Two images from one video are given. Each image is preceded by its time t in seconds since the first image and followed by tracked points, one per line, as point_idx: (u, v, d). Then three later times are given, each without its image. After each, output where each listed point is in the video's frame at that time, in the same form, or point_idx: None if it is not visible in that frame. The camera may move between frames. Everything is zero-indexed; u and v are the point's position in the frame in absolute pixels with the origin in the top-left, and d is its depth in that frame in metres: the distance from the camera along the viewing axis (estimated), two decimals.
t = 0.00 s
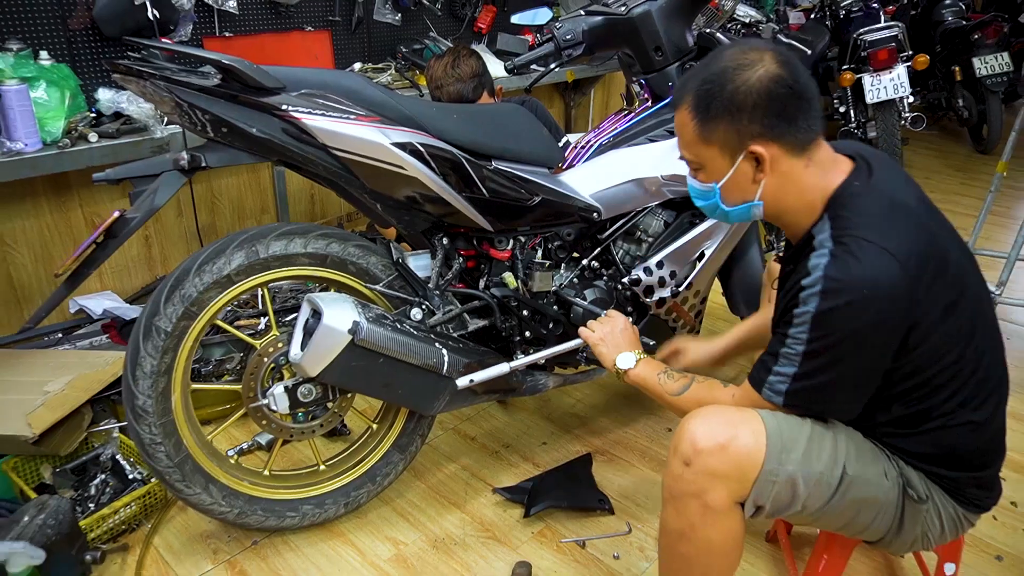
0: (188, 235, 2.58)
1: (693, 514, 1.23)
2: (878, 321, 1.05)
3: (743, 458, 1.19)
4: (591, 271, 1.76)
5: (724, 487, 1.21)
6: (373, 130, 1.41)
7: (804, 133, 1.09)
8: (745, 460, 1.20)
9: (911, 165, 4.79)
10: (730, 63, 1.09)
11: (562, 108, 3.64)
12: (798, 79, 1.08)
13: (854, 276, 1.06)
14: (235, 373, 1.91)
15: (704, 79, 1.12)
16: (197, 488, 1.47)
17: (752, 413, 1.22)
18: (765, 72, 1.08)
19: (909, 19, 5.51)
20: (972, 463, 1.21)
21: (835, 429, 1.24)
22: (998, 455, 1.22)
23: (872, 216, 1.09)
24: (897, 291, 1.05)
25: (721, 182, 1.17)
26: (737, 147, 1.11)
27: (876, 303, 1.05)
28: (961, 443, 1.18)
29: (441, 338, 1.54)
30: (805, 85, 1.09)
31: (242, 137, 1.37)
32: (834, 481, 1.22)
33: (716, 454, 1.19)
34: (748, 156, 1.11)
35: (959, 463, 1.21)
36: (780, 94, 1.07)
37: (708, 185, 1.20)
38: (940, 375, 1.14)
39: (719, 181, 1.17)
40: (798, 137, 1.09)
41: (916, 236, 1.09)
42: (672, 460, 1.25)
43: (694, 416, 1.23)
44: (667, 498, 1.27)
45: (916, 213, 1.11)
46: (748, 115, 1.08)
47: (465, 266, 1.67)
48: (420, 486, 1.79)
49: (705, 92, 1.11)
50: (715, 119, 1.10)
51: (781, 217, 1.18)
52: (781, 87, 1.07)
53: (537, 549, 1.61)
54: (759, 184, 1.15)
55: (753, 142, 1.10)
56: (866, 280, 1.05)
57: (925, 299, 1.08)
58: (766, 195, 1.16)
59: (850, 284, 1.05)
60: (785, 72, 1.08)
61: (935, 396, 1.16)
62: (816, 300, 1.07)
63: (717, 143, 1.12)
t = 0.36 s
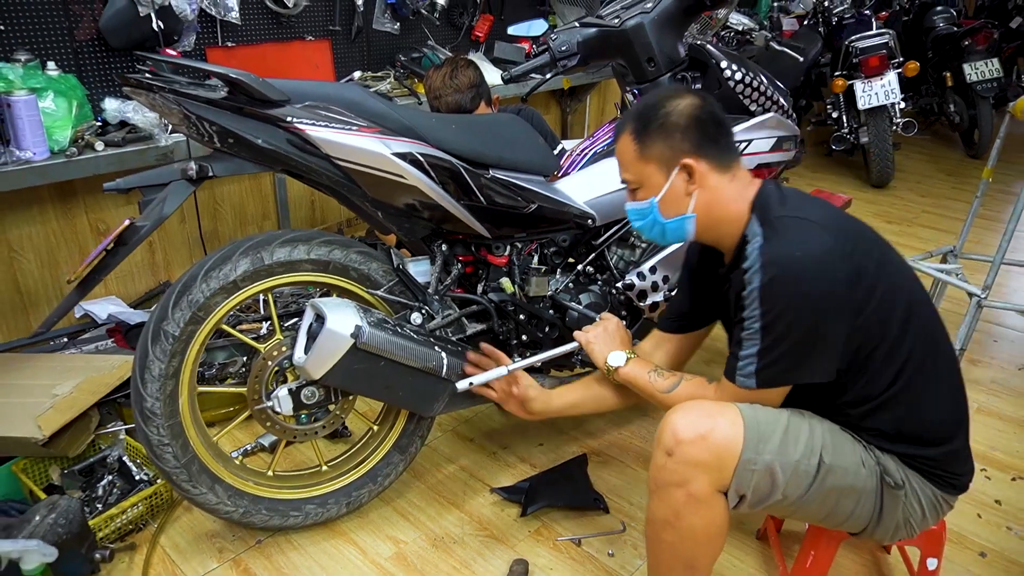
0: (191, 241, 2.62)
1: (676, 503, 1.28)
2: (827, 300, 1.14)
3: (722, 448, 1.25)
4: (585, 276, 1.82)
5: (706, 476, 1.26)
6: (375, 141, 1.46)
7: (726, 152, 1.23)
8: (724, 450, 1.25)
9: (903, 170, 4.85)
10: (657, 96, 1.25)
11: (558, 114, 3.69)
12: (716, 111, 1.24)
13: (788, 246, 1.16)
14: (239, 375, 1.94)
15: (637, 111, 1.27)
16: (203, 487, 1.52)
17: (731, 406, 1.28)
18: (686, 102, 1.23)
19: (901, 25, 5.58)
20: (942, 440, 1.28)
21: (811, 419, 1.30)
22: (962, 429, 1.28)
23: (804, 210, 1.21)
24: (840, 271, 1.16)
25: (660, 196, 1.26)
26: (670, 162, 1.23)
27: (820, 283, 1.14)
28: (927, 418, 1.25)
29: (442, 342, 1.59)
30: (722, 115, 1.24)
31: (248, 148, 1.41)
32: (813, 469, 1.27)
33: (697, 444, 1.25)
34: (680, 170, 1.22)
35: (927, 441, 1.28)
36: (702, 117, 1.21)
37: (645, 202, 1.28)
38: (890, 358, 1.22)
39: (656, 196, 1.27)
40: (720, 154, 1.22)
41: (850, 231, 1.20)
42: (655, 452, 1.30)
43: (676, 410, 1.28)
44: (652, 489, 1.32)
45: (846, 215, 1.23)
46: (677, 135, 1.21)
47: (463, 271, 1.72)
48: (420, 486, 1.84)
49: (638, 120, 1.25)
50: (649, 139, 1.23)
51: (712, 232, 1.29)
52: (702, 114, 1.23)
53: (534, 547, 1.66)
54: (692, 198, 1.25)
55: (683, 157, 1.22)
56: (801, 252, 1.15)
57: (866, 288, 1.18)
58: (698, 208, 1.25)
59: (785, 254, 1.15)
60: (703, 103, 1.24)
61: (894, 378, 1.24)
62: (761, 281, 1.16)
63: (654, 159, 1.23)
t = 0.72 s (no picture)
0: (189, 260, 2.61)
1: (668, 525, 1.27)
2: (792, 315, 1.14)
3: (713, 468, 1.23)
4: (585, 296, 1.82)
5: (698, 496, 1.25)
6: (373, 161, 1.46)
7: (679, 193, 1.23)
8: (715, 470, 1.24)
9: (900, 186, 4.87)
10: (605, 142, 1.27)
11: (556, 131, 3.70)
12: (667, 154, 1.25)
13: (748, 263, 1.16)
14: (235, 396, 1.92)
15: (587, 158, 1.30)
16: (199, 511, 1.49)
17: (722, 426, 1.26)
18: (633, 147, 1.25)
19: (896, 42, 5.61)
20: (924, 449, 1.27)
21: (801, 437, 1.29)
22: (942, 439, 1.27)
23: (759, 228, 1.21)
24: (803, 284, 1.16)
25: (613, 241, 1.29)
26: (618, 209, 1.25)
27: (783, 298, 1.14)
28: (908, 428, 1.25)
29: (439, 363, 1.58)
30: (671, 155, 1.25)
31: (245, 169, 1.40)
32: (806, 487, 1.26)
33: (688, 465, 1.24)
34: (628, 215, 1.24)
35: (908, 451, 1.27)
36: (647, 161, 1.22)
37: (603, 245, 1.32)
38: (859, 371, 1.23)
39: (611, 241, 1.30)
40: (669, 194, 1.23)
41: (805, 246, 1.21)
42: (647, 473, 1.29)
43: (666, 431, 1.27)
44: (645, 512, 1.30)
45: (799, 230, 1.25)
46: (623, 181, 1.23)
47: (461, 291, 1.72)
48: (418, 508, 1.82)
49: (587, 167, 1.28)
50: (597, 188, 1.26)
51: (675, 269, 1.28)
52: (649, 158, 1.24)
53: (534, 571, 1.64)
54: (645, 239, 1.26)
55: (630, 203, 1.23)
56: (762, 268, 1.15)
57: (829, 303, 1.19)
58: (652, 248, 1.26)
59: (745, 270, 1.15)
60: (651, 147, 1.25)
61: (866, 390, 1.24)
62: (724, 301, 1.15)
63: (603, 207, 1.26)
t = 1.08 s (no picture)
0: (188, 277, 2.61)
1: (666, 534, 1.28)
2: (831, 349, 1.13)
3: (712, 480, 1.25)
4: (586, 314, 1.81)
5: (696, 508, 1.26)
6: (374, 180, 1.46)
7: (740, 186, 1.19)
8: (713, 482, 1.25)
9: (896, 203, 4.89)
10: (667, 127, 1.23)
11: (554, 149, 3.72)
12: (732, 142, 1.19)
13: (797, 290, 1.13)
14: (233, 415, 1.91)
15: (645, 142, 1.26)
16: (195, 533, 1.48)
17: (726, 441, 1.28)
18: (697, 135, 1.20)
19: (890, 61, 5.66)
20: (945, 485, 1.25)
21: (812, 459, 1.29)
22: (972, 477, 1.26)
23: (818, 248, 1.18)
24: (851, 318, 1.14)
25: (663, 229, 1.26)
26: (672, 198, 1.22)
27: (824, 331, 1.12)
28: (928, 461, 1.23)
29: (440, 383, 1.57)
30: (736, 144, 1.20)
31: (245, 188, 1.40)
32: (806, 509, 1.26)
33: (685, 475, 1.26)
34: (681, 207, 1.21)
35: (930, 488, 1.25)
36: (709, 151, 1.18)
37: (654, 231, 1.29)
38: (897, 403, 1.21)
39: (661, 228, 1.27)
40: (729, 189, 1.18)
41: (864, 272, 1.17)
42: (648, 483, 1.32)
43: (668, 442, 1.30)
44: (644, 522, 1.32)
45: (860, 250, 1.20)
46: (679, 170, 1.19)
47: (461, 309, 1.71)
48: (417, 528, 1.80)
49: (645, 152, 1.24)
50: (652, 174, 1.23)
51: (724, 263, 1.26)
52: (712, 147, 1.19)
53: None
54: (697, 232, 1.23)
55: (684, 193, 1.20)
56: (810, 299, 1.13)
57: (880, 339, 1.16)
58: (704, 240, 1.24)
59: (791, 300, 1.13)
60: (715, 135, 1.20)
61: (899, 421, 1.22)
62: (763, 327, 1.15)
63: (657, 194, 1.23)
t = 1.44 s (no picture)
0: (170, 295, 2.58)
1: (654, 531, 1.30)
2: (868, 378, 1.13)
3: (696, 477, 1.28)
4: (572, 327, 1.80)
5: (683, 506, 1.28)
6: (358, 196, 1.45)
7: (824, 169, 1.17)
8: (697, 480, 1.28)
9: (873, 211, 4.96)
10: (762, 94, 1.19)
11: (536, 161, 3.73)
12: (823, 119, 1.16)
13: (843, 320, 1.12)
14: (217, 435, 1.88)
15: (737, 105, 1.22)
16: (181, 556, 1.45)
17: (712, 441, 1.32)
18: (792, 107, 1.17)
19: (864, 72, 5.77)
20: (948, 507, 1.25)
21: (802, 467, 1.31)
22: (977, 501, 1.27)
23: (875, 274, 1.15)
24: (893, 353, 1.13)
25: (736, 200, 1.25)
26: (752, 169, 1.19)
27: (863, 361, 1.12)
28: (935, 482, 1.24)
29: (428, 399, 1.56)
30: (831, 124, 1.17)
31: (228, 205, 1.39)
32: (790, 512, 1.27)
33: (671, 473, 1.29)
34: (759, 182, 1.20)
35: (932, 507, 1.26)
36: (802, 127, 1.15)
37: (723, 202, 1.28)
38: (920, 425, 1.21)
39: (734, 199, 1.25)
40: (814, 174, 1.17)
41: (915, 305, 1.15)
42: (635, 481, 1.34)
43: (655, 442, 1.34)
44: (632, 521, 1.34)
45: (921, 276, 1.17)
46: (767, 141, 1.17)
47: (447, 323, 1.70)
48: (406, 546, 1.79)
49: (732, 117, 1.21)
50: (734, 142, 1.20)
51: (787, 245, 1.26)
52: (804, 122, 1.16)
53: None
54: (770, 210, 1.22)
55: (766, 167, 1.18)
56: (858, 330, 1.12)
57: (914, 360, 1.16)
58: (776, 220, 1.23)
59: (839, 333, 1.12)
60: (812, 110, 1.16)
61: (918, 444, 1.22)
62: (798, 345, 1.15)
63: (736, 162, 1.21)
